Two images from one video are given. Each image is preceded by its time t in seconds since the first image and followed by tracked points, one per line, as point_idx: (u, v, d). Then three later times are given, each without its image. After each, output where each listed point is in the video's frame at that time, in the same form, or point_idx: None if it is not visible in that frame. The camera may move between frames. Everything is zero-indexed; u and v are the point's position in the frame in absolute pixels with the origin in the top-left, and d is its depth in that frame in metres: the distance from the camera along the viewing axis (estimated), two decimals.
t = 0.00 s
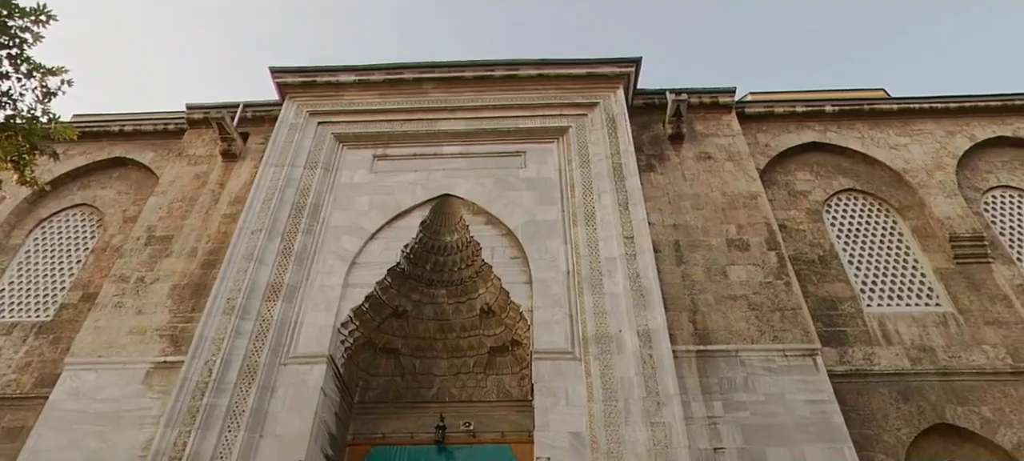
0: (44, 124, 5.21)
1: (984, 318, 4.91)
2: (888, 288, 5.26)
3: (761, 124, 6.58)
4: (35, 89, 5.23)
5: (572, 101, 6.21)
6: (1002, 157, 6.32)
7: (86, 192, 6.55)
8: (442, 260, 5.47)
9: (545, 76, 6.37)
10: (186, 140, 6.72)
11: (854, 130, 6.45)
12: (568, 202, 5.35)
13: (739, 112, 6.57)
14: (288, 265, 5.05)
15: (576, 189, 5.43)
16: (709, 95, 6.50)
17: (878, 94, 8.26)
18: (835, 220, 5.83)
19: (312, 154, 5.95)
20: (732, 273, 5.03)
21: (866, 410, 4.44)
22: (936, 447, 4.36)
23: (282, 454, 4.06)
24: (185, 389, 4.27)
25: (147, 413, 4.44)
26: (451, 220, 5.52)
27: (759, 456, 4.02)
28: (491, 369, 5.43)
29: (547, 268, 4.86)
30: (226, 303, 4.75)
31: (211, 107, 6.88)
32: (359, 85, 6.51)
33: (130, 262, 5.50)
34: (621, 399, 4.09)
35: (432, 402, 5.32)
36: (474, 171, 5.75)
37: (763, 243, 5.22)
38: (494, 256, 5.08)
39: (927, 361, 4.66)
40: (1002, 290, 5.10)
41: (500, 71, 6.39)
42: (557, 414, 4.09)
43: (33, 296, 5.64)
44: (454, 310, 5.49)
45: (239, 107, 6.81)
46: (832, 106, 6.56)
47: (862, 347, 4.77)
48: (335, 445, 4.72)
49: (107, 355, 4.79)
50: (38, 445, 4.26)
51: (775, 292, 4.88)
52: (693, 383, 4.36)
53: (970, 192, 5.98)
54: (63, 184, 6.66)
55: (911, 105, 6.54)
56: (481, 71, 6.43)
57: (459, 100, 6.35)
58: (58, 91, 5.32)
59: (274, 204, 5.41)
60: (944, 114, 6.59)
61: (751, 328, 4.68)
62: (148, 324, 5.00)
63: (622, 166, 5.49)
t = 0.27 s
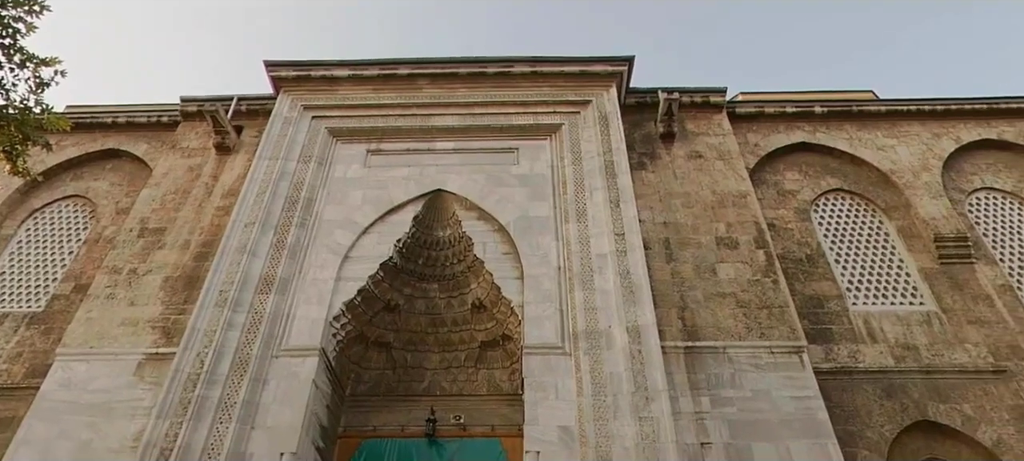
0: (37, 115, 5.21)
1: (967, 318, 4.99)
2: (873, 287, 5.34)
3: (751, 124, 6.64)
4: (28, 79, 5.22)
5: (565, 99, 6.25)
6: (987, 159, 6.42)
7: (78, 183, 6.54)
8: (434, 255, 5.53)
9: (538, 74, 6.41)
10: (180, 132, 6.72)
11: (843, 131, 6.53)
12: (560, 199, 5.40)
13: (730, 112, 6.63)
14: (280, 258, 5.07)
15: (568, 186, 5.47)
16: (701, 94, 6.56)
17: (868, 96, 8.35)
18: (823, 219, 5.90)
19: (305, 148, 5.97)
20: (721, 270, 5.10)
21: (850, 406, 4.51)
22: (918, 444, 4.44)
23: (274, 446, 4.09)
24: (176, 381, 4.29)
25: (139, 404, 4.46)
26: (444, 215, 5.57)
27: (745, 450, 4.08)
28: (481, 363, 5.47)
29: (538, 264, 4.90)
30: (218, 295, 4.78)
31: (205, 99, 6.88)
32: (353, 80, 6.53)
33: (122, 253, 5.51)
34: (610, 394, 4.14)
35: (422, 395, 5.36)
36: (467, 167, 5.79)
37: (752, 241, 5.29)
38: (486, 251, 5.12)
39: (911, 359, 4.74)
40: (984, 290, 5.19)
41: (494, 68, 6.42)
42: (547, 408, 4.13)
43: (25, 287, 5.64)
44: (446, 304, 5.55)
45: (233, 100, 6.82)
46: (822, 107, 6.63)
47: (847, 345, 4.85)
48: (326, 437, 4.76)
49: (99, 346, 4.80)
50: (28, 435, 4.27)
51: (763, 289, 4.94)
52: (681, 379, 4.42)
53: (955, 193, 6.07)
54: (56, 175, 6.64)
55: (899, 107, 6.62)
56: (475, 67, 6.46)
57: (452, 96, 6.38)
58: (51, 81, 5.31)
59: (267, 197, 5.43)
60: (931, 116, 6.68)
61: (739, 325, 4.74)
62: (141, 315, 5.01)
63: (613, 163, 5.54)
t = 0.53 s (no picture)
0: (29, 104, 5.20)
1: (949, 316, 5.09)
2: (858, 285, 5.42)
3: (741, 124, 6.72)
4: (20, 69, 5.20)
5: (558, 96, 6.30)
6: (972, 161, 6.52)
7: (70, 173, 6.53)
8: (426, 249, 5.57)
9: (531, 71, 6.45)
10: (173, 124, 6.73)
11: (831, 131, 6.62)
12: (551, 195, 5.45)
13: (721, 111, 6.70)
14: (273, 250, 5.10)
15: (559, 183, 5.53)
16: (692, 93, 6.62)
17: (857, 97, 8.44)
18: (810, 219, 5.99)
19: (299, 141, 5.99)
20: (709, 267, 5.17)
21: (834, 402, 4.59)
22: (899, 439, 4.53)
23: (265, 437, 4.13)
24: (168, 372, 4.31)
25: (130, 394, 4.49)
26: (436, 210, 5.61)
27: (730, 444, 4.15)
28: (472, 357, 5.53)
29: (529, 259, 4.95)
30: (211, 286, 4.80)
31: (198, 91, 6.89)
32: (347, 75, 6.55)
33: (114, 244, 5.52)
34: (599, 388, 4.20)
35: (413, 388, 5.41)
36: (460, 162, 5.83)
37: (740, 239, 5.36)
38: (478, 246, 5.16)
39: (893, 357, 4.83)
40: (966, 289, 5.29)
41: (488, 65, 6.46)
42: (536, 401, 4.19)
43: (16, 277, 5.64)
44: (437, 298, 5.59)
45: (227, 92, 6.83)
46: (811, 108, 6.71)
47: (831, 342, 4.93)
48: (316, 428, 4.80)
49: (90, 336, 4.82)
50: (19, 425, 4.28)
51: (750, 287, 5.02)
52: (668, 374, 4.49)
53: (940, 194, 6.16)
54: (48, 165, 6.63)
55: (887, 109, 6.71)
56: (469, 63, 6.50)
57: (446, 92, 6.42)
58: (44, 71, 5.30)
59: (260, 190, 5.45)
60: (918, 118, 6.77)
61: (726, 321, 4.81)
62: (133, 306, 5.03)
63: (605, 160, 5.60)
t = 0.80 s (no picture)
0: (23, 95, 5.17)
1: (933, 315, 5.17)
2: (845, 284, 5.50)
3: (732, 123, 6.79)
4: (14, 59, 5.18)
5: (552, 93, 6.34)
6: (958, 163, 6.61)
7: (64, 165, 6.53)
8: (419, 244, 5.62)
9: (525, 68, 6.49)
10: (168, 116, 6.73)
11: (820, 132, 6.69)
12: (544, 192, 5.49)
13: (713, 110, 6.76)
14: (266, 243, 5.12)
15: (552, 179, 5.57)
16: (684, 92, 6.67)
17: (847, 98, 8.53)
18: (798, 218, 6.06)
19: (293, 135, 6.01)
20: (699, 265, 5.23)
21: (820, 399, 4.67)
22: (883, 435, 4.61)
23: (257, 429, 4.16)
24: (161, 363, 4.34)
25: (122, 386, 4.51)
26: (430, 205, 5.65)
27: (718, 439, 4.21)
28: (464, 351, 5.58)
29: (521, 255, 5.00)
30: (204, 279, 4.82)
31: (193, 84, 6.89)
32: (342, 69, 6.57)
33: (107, 236, 5.52)
34: (589, 383, 4.25)
35: (405, 381, 5.45)
36: (454, 158, 5.87)
37: (729, 237, 5.43)
38: (471, 241, 5.21)
39: (878, 354, 4.91)
40: (950, 288, 5.37)
41: (482, 61, 6.50)
42: (526, 395, 4.23)
43: (9, 268, 5.64)
44: (429, 293, 5.63)
45: (222, 86, 6.83)
46: (801, 108, 6.78)
47: (818, 339, 5.01)
48: (309, 421, 4.83)
49: (83, 328, 4.83)
50: (10, 415, 4.29)
51: (739, 284, 5.09)
52: (657, 369, 4.54)
53: (926, 195, 6.25)
54: (41, 156, 6.62)
55: (876, 110, 6.80)
56: (464, 60, 6.53)
57: (440, 88, 6.45)
58: (38, 62, 5.28)
59: (254, 183, 5.47)
60: (906, 120, 6.86)
61: (715, 318, 4.88)
62: (126, 298, 5.05)
63: (597, 158, 5.65)
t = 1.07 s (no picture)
0: (16, 86, 5.16)
1: (917, 313, 5.26)
2: (833, 282, 5.58)
3: (724, 122, 6.85)
4: (7, 50, 5.17)
5: (546, 90, 6.38)
6: (944, 164, 6.71)
7: (57, 156, 6.52)
8: (412, 239, 5.66)
9: (519, 65, 6.53)
10: (162, 109, 6.73)
11: (810, 132, 6.77)
12: (537, 188, 5.54)
13: (704, 109, 6.82)
14: (260, 237, 5.15)
15: (545, 176, 5.62)
16: (676, 91, 6.71)
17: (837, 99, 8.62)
18: (787, 216, 6.14)
19: (288, 129, 6.03)
20: (689, 262, 5.29)
21: (806, 395, 4.74)
22: (867, 431, 4.70)
23: (249, 420, 4.19)
24: (154, 355, 4.36)
25: (115, 377, 4.53)
26: (423, 201, 5.69)
27: (705, 434, 4.28)
28: (456, 345, 5.62)
29: (514, 251, 5.05)
30: (197, 272, 4.84)
31: (188, 77, 6.89)
32: (337, 64, 6.59)
33: (101, 228, 5.53)
34: (579, 377, 4.30)
35: (397, 374, 5.49)
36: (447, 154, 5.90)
37: (719, 235, 5.50)
38: (463, 237, 5.25)
39: (864, 351, 5.00)
40: (935, 287, 5.46)
41: (477, 58, 6.53)
42: (517, 389, 4.29)
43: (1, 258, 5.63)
44: (422, 287, 5.68)
45: (216, 79, 6.84)
46: (792, 108, 6.86)
47: (805, 337, 5.09)
48: (301, 413, 4.87)
49: (76, 318, 4.84)
50: (2, 405, 4.30)
51: (728, 282, 5.16)
52: (647, 364, 4.60)
53: (913, 195, 6.33)
54: (35, 147, 6.61)
55: (865, 111, 6.88)
56: (458, 56, 6.56)
57: (435, 84, 6.47)
58: (31, 53, 5.27)
59: (249, 177, 5.49)
60: (894, 121, 6.94)
61: (704, 314, 4.95)
62: (119, 289, 5.06)
63: (590, 155, 5.70)
